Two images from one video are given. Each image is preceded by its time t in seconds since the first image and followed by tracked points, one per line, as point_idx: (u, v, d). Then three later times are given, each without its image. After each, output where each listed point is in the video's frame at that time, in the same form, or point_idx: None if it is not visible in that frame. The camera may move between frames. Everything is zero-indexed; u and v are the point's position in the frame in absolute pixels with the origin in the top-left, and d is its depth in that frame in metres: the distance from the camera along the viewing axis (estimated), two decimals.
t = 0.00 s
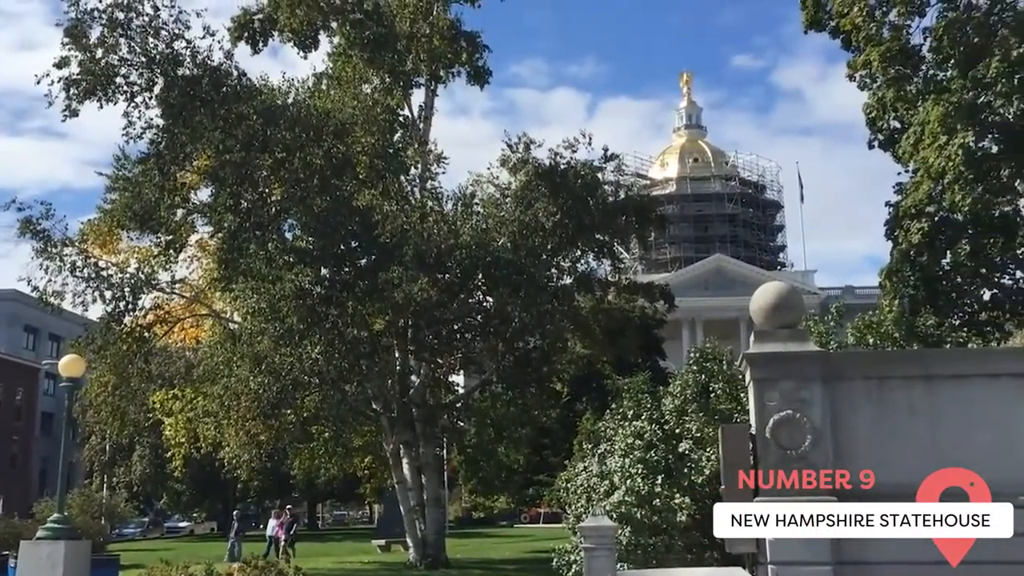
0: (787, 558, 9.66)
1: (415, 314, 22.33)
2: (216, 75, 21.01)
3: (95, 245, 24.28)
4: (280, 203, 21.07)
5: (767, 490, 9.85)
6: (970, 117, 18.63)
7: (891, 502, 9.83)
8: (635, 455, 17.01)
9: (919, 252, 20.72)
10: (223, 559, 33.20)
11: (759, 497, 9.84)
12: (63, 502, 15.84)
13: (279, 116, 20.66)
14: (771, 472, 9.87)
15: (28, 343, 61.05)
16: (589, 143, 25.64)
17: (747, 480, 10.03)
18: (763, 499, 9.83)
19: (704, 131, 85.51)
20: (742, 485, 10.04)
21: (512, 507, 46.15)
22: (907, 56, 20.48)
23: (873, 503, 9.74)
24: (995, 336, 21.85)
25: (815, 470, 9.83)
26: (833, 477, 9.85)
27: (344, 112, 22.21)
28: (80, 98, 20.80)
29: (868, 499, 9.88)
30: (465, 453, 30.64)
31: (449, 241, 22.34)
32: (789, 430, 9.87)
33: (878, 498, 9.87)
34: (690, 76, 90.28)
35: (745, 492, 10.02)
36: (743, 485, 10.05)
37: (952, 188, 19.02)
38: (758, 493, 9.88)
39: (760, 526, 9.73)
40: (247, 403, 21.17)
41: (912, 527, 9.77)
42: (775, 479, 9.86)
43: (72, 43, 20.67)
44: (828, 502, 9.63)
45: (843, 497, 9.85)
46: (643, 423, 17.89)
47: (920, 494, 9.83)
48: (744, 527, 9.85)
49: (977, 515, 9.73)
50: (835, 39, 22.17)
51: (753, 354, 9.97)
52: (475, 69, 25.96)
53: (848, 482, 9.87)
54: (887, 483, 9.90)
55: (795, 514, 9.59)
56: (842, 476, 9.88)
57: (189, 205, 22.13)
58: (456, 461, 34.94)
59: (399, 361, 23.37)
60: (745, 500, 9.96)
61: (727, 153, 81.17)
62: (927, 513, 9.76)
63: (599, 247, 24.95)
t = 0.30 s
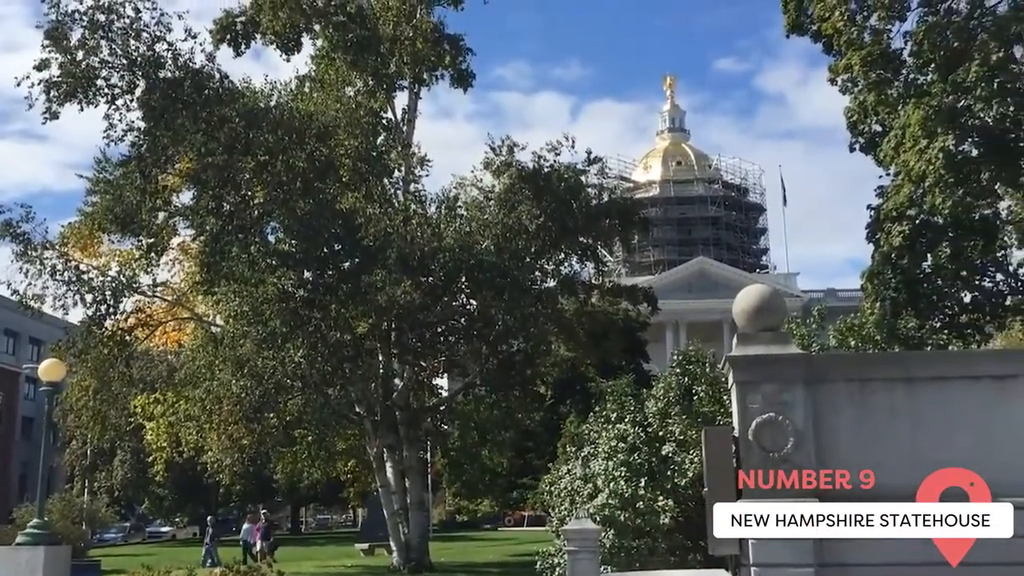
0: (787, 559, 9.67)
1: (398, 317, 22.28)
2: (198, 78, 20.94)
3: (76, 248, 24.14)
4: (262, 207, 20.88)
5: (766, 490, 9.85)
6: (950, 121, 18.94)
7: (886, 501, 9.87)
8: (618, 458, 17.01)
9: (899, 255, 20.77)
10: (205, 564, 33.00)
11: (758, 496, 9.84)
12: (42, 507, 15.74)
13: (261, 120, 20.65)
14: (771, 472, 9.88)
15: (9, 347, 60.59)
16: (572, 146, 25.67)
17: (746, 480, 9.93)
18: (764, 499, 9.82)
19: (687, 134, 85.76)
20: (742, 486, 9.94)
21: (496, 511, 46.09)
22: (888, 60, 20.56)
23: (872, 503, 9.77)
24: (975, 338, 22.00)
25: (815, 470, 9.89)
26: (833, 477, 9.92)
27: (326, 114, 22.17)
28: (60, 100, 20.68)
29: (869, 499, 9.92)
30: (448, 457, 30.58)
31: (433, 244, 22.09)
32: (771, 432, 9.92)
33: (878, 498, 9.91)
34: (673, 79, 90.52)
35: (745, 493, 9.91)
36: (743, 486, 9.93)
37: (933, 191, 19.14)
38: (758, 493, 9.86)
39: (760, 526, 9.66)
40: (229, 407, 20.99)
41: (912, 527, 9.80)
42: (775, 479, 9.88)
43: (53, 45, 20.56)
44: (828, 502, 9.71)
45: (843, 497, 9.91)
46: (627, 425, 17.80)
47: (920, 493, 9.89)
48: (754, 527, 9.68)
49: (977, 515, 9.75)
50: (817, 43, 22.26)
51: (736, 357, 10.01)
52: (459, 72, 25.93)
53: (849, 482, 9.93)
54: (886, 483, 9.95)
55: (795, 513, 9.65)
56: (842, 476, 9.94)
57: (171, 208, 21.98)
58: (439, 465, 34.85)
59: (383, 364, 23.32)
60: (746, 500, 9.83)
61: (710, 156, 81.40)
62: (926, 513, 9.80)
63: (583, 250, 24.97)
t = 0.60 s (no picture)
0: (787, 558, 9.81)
1: (377, 321, 22.03)
2: (175, 80, 20.83)
3: (51, 251, 23.97)
4: (240, 210, 21.05)
5: (767, 490, 9.93)
6: (925, 126, 19.11)
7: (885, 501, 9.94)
8: (597, 461, 17.14)
9: (876, 259, 20.88)
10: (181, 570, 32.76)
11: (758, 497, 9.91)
12: (15, 513, 15.59)
13: (239, 123, 20.59)
14: (772, 472, 9.96)
15: None
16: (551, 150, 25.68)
17: (746, 480, 9.98)
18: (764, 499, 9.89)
19: (666, 139, 86.03)
20: (742, 485, 9.98)
21: (476, 515, 46.03)
22: (864, 65, 20.67)
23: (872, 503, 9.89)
24: (950, 341, 22.14)
25: (815, 470, 10.02)
26: (833, 477, 10.01)
27: (305, 117, 22.13)
28: (35, 102, 20.50)
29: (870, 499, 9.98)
30: (428, 460, 30.47)
31: (411, 248, 21.76)
32: (749, 435, 9.97)
33: (878, 498, 9.98)
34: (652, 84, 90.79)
35: (745, 493, 9.96)
36: (743, 485, 9.98)
37: (908, 197, 19.52)
38: (758, 493, 9.93)
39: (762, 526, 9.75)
40: (206, 411, 21.14)
41: (912, 527, 9.88)
42: (776, 479, 9.96)
43: (28, 47, 20.40)
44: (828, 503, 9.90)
45: (843, 497, 9.99)
46: (606, 429, 17.99)
47: (920, 494, 9.95)
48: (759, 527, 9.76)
49: (977, 515, 9.83)
50: (794, 48, 22.36)
51: (714, 360, 10.07)
52: (438, 76, 25.88)
53: (848, 482, 10.00)
54: (887, 483, 10.01)
55: (796, 513, 9.82)
56: (841, 476, 10.02)
57: (147, 211, 21.79)
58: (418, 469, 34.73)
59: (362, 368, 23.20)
60: (745, 500, 9.90)
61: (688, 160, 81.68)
62: (926, 513, 9.87)
63: (562, 254, 24.98)
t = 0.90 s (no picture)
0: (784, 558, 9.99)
1: (355, 325, 21.94)
2: (152, 83, 20.77)
3: (26, 254, 23.79)
4: (217, 213, 20.97)
5: (767, 490, 10.02)
6: (901, 131, 19.27)
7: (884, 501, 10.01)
8: (576, 465, 17.12)
9: (852, 264, 20.99)
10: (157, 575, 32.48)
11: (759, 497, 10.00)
12: None
13: (217, 125, 20.62)
14: (771, 472, 10.06)
15: None
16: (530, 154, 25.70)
17: (746, 480, 10.05)
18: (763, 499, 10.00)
19: (644, 143, 86.32)
20: (742, 485, 10.06)
21: (454, 519, 45.94)
22: (841, 72, 20.80)
23: (872, 504, 9.98)
24: (925, 346, 22.23)
25: (815, 470, 10.09)
26: (833, 477, 10.08)
27: (283, 120, 22.08)
28: (11, 104, 20.35)
29: (870, 498, 10.04)
30: (406, 465, 30.33)
31: (390, 251, 21.81)
32: (727, 438, 10.04)
33: (879, 498, 10.04)
34: (631, 89, 91.11)
35: (745, 493, 10.04)
36: (743, 485, 10.05)
37: (884, 202, 19.54)
38: (759, 493, 10.03)
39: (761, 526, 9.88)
40: (182, 415, 21.05)
41: (912, 527, 9.96)
42: (775, 479, 10.06)
43: (3, 48, 20.24)
44: (826, 503, 10.03)
45: (844, 497, 10.06)
46: (585, 433, 18.14)
47: (920, 494, 10.01)
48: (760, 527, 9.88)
49: (977, 515, 9.92)
50: (772, 54, 22.46)
51: (692, 364, 10.14)
52: (417, 80, 25.85)
53: (848, 482, 10.07)
54: (887, 482, 10.06)
55: (795, 513, 9.98)
56: (842, 476, 10.09)
57: (124, 214, 21.59)
58: (396, 473, 34.57)
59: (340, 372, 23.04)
60: (743, 499, 9.99)
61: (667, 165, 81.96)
62: (927, 514, 9.94)
63: (541, 258, 24.97)
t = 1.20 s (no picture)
0: (785, 556, 10.43)
1: (335, 328, 21.63)
2: (131, 84, 20.67)
3: (3, 256, 23.61)
4: (197, 215, 20.85)
5: (767, 490, 10.48)
6: (879, 137, 19.50)
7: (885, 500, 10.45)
8: (556, 468, 17.08)
9: (831, 268, 21.05)
10: None
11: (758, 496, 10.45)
12: None
13: (195, 127, 20.59)
14: (771, 472, 10.51)
15: None
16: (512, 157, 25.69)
17: (747, 480, 10.49)
18: (763, 500, 10.46)
19: (626, 147, 86.47)
20: (742, 485, 10.48)
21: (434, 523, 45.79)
22: (820, 77, 20.88)
23: (872, 504, 10.42)
24: (903, 349, 22.32)
25: (815, 471, 10.54)
26: (833, 477, 10.51)
27: (263, 123, 22.00)
28: None
29: (871, 498, 10.48)
30: (386, 469, 30.21)
31: (370, 255, 21.92)
32: (706, 442, 10.49)
33: (879, 498, 10.48)
34: (612, 93, 91.26)
35: (744, 492, 10.48)
36: (743, 485, 10.48)
37: (863, 206, 19.72)
38: (758, 493, 10.48)
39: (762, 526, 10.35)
40: (161, 419, 20.89)
41: (912, 527, 10.41)
42: (775, 479, 10.51)
43: None
44: (826, 503, 10.46)
45: (844, 496, 10.50)
46: (564, 437, 18.05)
47: (920, 494, 10.44)
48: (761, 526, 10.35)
49: (977, 516, 10.33)
50: (752, 59, 22.52)
51: (671, 368, 10.60)
52: (398, 82, 25.78)
53: (848, 482, 10.50)
54: (887, 481, 10.50)
55: (795, 513, 10.43)
56: (841, 476, 10.53)
57: (102, 216, 21.36)
58: (376, 477, 34.43)
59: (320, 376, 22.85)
60: (744, 500, 10.44)
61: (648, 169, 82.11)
62: (926, 514, 10.37)
63: (522, 261, 24.94)
